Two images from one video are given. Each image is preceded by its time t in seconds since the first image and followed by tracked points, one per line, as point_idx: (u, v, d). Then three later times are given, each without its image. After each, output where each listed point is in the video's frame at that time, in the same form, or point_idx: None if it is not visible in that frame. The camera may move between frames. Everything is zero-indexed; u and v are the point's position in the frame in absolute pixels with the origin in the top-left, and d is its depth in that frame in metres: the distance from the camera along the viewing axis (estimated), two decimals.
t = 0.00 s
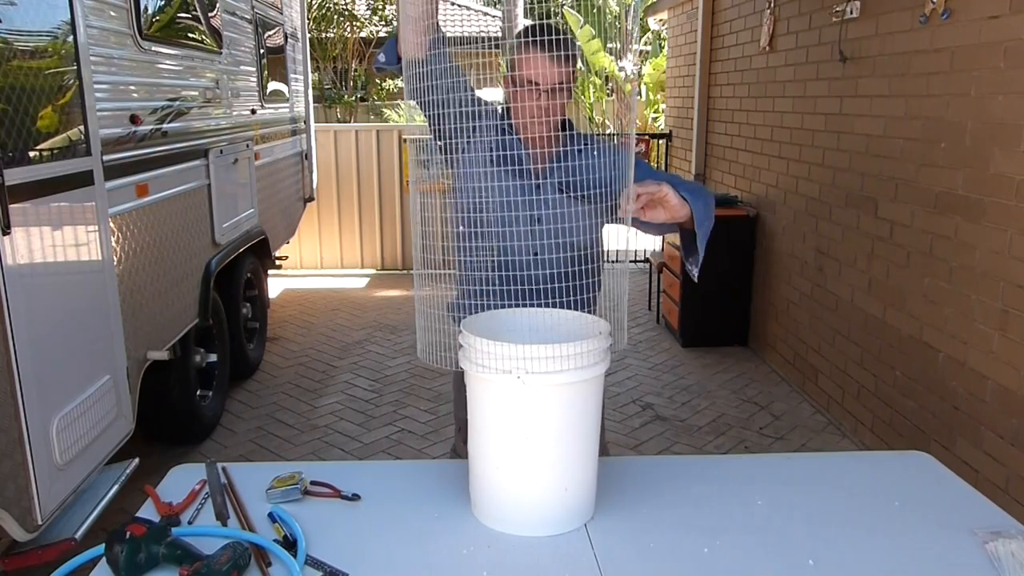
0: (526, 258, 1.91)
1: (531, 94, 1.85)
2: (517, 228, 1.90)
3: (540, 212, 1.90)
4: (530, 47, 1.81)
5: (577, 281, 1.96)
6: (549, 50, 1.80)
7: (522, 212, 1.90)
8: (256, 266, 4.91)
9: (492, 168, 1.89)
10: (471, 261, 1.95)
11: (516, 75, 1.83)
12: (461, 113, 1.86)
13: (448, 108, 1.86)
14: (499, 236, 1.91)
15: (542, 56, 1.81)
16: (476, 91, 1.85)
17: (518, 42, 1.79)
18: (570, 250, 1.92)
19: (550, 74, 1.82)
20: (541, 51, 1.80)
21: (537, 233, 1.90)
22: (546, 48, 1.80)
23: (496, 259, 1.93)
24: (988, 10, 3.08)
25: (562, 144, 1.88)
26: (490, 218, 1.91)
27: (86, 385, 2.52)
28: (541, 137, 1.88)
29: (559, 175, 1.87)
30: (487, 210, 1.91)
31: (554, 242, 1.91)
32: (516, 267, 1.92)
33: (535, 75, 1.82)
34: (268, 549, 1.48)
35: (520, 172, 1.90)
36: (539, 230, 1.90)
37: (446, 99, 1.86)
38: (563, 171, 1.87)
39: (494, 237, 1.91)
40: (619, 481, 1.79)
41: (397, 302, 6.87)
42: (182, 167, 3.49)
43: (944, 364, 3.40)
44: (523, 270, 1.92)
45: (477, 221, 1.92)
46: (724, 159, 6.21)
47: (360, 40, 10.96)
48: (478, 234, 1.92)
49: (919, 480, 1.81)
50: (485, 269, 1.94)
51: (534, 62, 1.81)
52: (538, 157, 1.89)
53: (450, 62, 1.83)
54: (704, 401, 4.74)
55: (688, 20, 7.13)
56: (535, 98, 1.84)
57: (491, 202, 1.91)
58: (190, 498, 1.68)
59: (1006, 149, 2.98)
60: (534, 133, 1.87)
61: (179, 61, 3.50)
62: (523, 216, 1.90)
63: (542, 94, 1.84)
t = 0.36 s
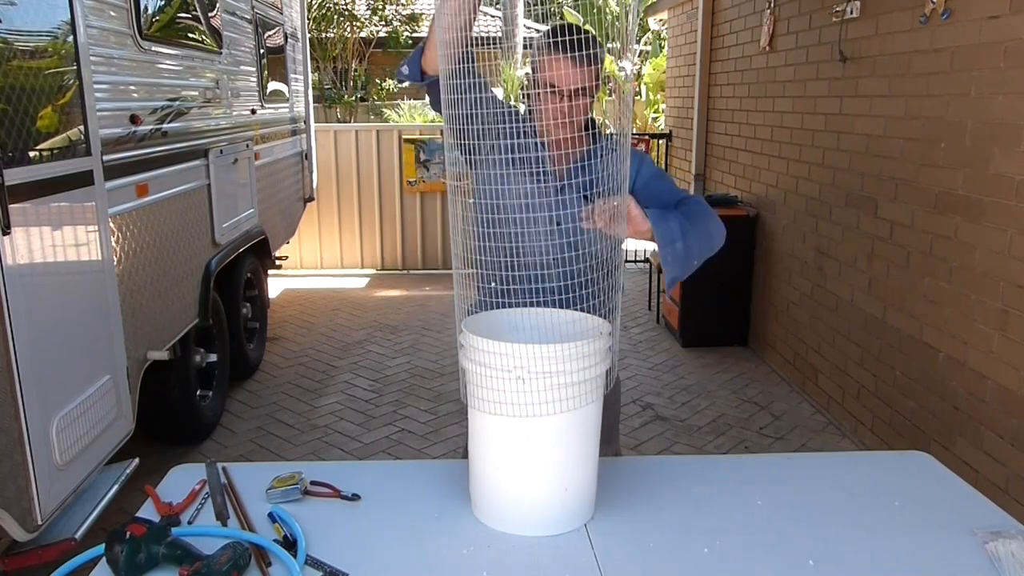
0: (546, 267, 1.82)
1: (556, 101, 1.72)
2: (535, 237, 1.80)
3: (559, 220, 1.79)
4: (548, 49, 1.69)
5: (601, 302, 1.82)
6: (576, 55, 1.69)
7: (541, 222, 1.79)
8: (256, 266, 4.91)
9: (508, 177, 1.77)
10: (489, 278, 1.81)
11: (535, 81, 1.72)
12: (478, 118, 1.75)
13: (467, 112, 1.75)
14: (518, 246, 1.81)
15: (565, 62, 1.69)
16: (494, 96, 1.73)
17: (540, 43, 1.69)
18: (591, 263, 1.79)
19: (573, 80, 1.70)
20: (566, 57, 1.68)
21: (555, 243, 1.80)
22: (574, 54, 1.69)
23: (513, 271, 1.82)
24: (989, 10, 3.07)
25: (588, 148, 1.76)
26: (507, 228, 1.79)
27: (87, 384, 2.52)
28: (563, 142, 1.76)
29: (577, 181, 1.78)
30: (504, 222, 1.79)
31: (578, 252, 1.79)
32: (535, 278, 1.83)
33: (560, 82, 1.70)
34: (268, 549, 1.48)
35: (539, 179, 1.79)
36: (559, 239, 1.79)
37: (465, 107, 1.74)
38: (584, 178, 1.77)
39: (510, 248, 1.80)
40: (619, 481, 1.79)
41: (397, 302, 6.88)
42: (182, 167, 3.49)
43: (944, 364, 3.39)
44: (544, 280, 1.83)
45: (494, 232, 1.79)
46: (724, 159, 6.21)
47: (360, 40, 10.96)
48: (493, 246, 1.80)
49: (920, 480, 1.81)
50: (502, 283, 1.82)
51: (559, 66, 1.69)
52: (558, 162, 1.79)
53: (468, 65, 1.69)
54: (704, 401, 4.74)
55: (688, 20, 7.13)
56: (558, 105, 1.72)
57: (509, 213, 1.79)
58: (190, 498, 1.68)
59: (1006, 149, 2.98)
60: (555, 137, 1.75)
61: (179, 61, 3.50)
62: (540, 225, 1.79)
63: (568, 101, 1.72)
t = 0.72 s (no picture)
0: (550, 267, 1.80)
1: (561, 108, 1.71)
2: (540, 237, 1.79)
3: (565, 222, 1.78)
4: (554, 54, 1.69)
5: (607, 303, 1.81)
6: (581, 65, 1.67)
7: (547, 222, 1.79)
8: (256, 266, 4.91)
9: (514, 178, 1.77)
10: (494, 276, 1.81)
11: (541, 84, 1.71)
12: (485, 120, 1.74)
13: (474, 116, 1.73)
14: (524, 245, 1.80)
15: (573, 69, 1.67)
16: (499, 95, 1.73)
17: (546, 48, 1.69)
18: (594, 264, 1.78)
19: (579, 86, 1.69)
20: (574, 65, 1.67)
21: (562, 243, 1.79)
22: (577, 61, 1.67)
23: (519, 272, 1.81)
24: (989, 9, 3.07)
25: (594, 152, 1.74)
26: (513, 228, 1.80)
27: (87, 384, 2.52)
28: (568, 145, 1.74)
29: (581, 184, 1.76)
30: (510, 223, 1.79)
31: (581, 252, 1.79)
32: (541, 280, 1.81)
33: (567, 90, 1.69)
34: (268, 548, 1.48)
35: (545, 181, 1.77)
36: (563, 239, 1.79)
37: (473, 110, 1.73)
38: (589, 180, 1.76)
39: (516, 249, 1.79)
40: (620, 481, 1.79)
41: (396, 302, 6.88)
42: (182, 167, 3.49)
43: (944, 364, 3.39)
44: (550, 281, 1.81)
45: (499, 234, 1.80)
46: (724, 159, 6.21)
47: (360, 40, 10.96)
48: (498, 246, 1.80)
49: (919, 480, 1.81)
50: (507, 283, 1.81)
51: (566, 74, 1.68)
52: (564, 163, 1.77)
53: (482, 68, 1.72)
54: (704, 401, 4.74)
55: (688, 20, 7.13)
56: (566, 111, 1.70)
57: (516, 214, 1.79)
58: (190, 498, 1.68)
59: (1006, 149, 2.98)
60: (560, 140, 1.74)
61: (179, 61, 3.50)
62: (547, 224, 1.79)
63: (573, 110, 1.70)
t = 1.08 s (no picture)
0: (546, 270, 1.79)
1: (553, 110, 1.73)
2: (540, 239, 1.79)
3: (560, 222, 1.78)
4: (553, 56, 1.70)
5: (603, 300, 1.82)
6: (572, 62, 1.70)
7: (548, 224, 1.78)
8: (256, 266, 4.91)
9: (513, 179, 1.76)
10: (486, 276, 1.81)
11: (535, 87, 1.71)
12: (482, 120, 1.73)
13: (474, 117, 1.73)
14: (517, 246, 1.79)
15: (568, 72, 1.70)
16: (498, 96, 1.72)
17: (541, 47, 1.69)
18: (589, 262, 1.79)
19: (575, 90, 1.71)
20: (567, 68, 1.70)
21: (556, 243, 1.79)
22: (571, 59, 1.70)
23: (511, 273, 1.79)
24: (989, 9, 3.07)
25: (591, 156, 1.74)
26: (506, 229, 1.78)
27: (86, 384, 2.52)
28: (564, 146, 1.74)
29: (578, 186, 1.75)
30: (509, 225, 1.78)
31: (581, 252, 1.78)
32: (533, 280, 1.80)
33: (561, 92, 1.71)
34: (268, 549, 1.48)
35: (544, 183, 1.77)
36: (557, 240, 1.78)
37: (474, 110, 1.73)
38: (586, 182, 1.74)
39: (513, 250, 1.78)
40: (620, 481, 1.79)
41: (397, 302, 6.88)
42: (182, 167, 3.49)
43: (944, 364, 3.39)
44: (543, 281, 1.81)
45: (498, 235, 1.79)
46: (724, 159, 6.21)
47: (360, 40, 10.98)
48: (492, 245, 1.80)
49: (920, 480, 1.81)
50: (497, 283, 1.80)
51: (559, 77, 1.70)
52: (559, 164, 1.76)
53: (479, 66, 1.69)
54: (704, 401, 4.74)
55: (687, 20, 7.13)
56: (558, 114, 1.73)
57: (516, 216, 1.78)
58: (190, 498, 1.68)
59: (1006, 149, 2.98)
60: (555, 141, 1.74)
61: (179, 61, 3.50)
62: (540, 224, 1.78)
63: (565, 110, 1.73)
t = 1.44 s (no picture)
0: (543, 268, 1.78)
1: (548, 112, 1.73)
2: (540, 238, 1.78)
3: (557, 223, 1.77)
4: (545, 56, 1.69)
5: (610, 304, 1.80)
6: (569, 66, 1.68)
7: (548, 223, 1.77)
8: (256, 267, 4.91)
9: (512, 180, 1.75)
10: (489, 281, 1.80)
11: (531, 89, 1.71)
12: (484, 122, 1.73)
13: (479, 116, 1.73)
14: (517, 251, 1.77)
15: (561, 73, 1.69)
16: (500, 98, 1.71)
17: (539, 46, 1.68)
18: (590, 263, 1.78)
19: (568, 90, 1.71)
20: (560, 69, 1.69)
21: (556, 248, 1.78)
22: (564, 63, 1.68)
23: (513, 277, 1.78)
24: (988, 10, 3.08)
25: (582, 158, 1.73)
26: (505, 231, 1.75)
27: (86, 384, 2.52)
28: (556, 146, 1.74)
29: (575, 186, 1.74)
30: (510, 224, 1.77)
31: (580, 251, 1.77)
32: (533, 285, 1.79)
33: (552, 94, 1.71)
34: (268, 549, 1.48)
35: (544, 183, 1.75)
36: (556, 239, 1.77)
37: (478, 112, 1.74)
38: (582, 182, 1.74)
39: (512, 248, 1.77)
40: (620, 481, 1.79)
41: (397, 302, 6.88)
42: (182, 167, 3.49)
43: (944, 364, 3.39)
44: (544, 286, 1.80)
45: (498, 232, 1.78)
46: (724, 159, 6.21)
47: (360, 40, 10.98)
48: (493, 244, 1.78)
49: (920, 480, 1.81)
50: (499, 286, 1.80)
51: (554, 78, 1.70)
52: (554, 165, 1.75)
53: (479, 69, 1.70)
54: (704, 401, 4.74)
55: (687, 20, 7.13)
56: (554, 113, 1.73)
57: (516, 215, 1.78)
58: (190, 498, 1.68)
59: (1006, 148, 2.98)
60: (547, 141, 1.73)
61: (179, 61, 3.50)
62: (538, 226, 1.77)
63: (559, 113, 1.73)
